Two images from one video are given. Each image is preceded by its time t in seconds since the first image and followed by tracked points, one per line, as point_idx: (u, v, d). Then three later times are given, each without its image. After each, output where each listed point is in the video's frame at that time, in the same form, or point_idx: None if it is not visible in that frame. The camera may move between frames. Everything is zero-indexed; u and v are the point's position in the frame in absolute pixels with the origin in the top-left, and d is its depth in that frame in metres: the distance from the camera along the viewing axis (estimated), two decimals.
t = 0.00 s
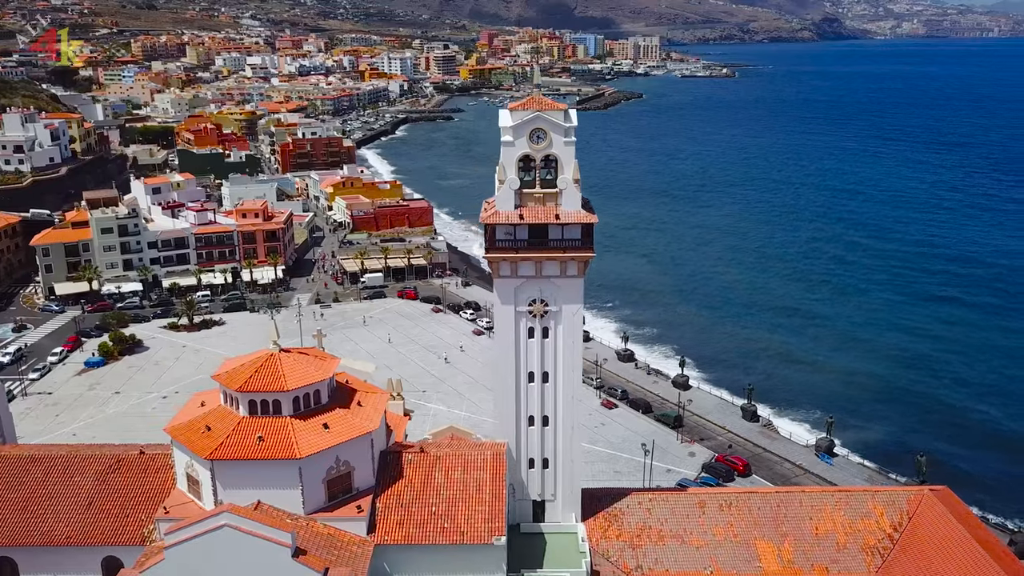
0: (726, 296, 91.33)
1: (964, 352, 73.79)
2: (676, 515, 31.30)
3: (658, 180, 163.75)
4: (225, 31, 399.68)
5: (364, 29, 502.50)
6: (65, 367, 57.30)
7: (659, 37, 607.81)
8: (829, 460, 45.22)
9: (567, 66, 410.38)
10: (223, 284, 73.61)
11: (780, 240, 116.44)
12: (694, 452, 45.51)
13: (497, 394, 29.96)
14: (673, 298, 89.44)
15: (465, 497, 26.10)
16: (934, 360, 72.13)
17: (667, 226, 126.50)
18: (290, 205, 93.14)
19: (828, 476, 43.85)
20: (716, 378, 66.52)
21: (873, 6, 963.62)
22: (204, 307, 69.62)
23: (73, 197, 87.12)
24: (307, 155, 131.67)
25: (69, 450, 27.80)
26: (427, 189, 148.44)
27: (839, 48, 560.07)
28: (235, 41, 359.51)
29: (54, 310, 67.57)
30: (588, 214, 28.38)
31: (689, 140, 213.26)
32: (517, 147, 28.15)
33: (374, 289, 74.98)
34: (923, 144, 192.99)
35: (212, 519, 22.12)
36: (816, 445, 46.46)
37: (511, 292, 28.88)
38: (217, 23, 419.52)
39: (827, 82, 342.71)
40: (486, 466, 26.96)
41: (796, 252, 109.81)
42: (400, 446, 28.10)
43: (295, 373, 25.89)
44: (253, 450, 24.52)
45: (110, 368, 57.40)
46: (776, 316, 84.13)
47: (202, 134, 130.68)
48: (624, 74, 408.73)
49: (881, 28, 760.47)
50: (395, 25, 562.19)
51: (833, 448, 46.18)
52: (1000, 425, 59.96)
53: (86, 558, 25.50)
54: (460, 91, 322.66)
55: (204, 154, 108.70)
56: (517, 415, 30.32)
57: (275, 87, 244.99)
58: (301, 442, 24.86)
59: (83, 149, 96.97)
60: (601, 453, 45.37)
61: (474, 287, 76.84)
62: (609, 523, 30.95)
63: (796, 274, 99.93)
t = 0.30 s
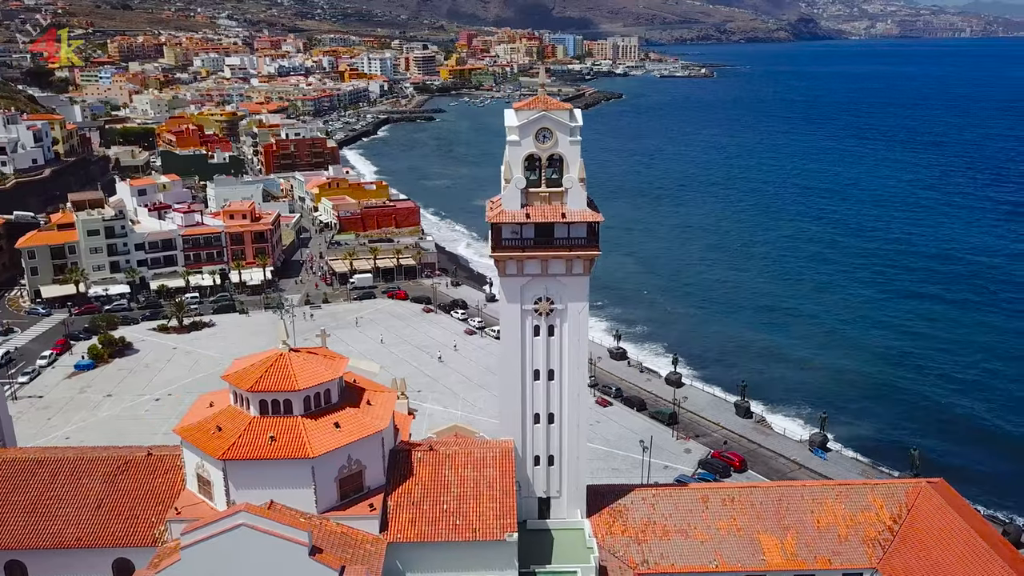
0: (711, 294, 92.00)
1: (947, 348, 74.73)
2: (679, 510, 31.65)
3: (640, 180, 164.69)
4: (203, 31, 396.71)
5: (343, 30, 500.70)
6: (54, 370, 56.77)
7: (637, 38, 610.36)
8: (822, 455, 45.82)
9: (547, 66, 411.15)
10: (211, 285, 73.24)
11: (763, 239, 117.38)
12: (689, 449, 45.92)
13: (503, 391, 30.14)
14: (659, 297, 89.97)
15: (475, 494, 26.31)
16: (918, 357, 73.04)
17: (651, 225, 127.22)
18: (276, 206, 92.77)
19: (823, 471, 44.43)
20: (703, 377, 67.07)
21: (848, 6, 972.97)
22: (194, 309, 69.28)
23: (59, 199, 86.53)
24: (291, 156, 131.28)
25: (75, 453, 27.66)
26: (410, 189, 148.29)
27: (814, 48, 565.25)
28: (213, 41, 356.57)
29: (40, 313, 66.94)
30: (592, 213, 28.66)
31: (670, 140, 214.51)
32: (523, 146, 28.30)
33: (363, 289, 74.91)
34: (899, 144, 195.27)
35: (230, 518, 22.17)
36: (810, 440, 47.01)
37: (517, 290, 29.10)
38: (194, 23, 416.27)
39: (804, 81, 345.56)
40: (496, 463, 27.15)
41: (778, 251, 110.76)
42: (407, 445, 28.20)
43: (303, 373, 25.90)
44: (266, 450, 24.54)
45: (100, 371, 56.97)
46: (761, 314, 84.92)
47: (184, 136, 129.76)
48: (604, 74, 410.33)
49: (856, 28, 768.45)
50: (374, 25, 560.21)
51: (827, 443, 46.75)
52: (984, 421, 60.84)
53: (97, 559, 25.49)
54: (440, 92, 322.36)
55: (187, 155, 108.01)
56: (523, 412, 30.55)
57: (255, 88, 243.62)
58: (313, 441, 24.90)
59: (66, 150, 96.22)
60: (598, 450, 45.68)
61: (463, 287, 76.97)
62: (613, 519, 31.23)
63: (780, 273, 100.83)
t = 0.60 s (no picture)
0: (696, 293, 92.62)
1: (931, 346, 75.56)
2: (682, 504, 31.95)
3: (622, 180, 165.38)
4: (179, 32, 393.22)
5: (320, 30, 498.09)
6: (43, 374, 56.25)
7: (614, 38, 612.11)
8: (815, 450, 46.40)
9: (526, 66, 411.39)
10: (199, 287, 72.88)
11: (745, 238, 118.25)
12: (684, 445, 46.33)
13: (508, 389, 30.37)
14: (645, 297, 90.41)
15: (485, 491, 26.46)
16: (902, 355, 73.85)
17: (634, 224, 127.84)
18: (261, 207, 92.39)
19: (816, 465, 44.99)
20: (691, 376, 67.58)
21: (822, 6, 981.44)
22: (182, 311, 68.92)
23: (42, 201, 85.72)
24: (273, 157, 130.69)
25: (83, 455, 27.60)
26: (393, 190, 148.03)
27: (789, 48, 569.91)
28: (190, 42, 353.71)
29: (26, 316, 66.24)
30: (597, 212, 28.93)
31: (650, 139, 215.56)
32: (528, 146, 28.54)
33: (352, 290, 74.80)
34: (877, 142, 197.22)
35: (246, 517, 22.21)
36: (802, 436, 47.60)
37: (522, 288, 29.34)
38: (169, 24, 412.41)
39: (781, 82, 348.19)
40: (504, 460, 27.30)
41: (760, 250, 111.67)
42: (415, 443, 28.30)
43: (313, 372, 25.97)
44: (278, 450, 24.58)
45: (89, 374, 56.51)
46: (746, 313, 85.64)
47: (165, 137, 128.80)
48: (583, 74, 411.20)
49: (830, 29, 774.91)
50: (350, 26, 557.75)
51: (819, 438, 47.33)
52: (969, 417, 61.64)
53: (106, 561, 25.46)
54: (420, 92, 321.76)
55: (170, 157, 107.33)
56: (527, 409, 30.79)
57: (234, 89, 242.06)
58: (324, 440, 24.98)
59: (48, 152, 95.36)
60: (595, 447, 45.92)
61: (452, 287, 77.07)
62: (617, 514, 31.49)
63: (763, 271, 101.69)
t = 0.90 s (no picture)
0: (679, 292, 93.18)
1: (911, 343, 76.54)
2: (682, 499, 32.23)
3: (602, 179, 165.93)
4: (152, 32, 388.97)
5: (295, 31, 494.91)
6: (29, 379, 55.58)
7: (590, 39, 613.74)
8: (806, 444, 47.04)
9: (502, 66, 411.31)
10: (185, 289, 72.39)
11: (726, 236, 119.13)
12: (678, 442, 46.77)
13: (512, 386, 30.56)
14: (629, 296, 90.87)
15: (493, 488, 26.64)
16: (883, 351, 74.77)
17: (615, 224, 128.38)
18: (245, 208, 91.85)
19: (807, 459, 45.61)
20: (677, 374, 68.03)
21: (793, 7, 989.83)
22: (168, 314, 68.42)
23: (22, 204, 84.95)
24: (254, 158, 129.89)
25: (84, 458, 27.27)
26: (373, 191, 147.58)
27: (763, 48, 574.10)
28: (163, 43, 350.20)
29: (8, 320, 65.45)
30: (599, 210, 29.22)
31: (629, 139, 216.46)
32: (531, 145, 28.76)
33: (339, 291, 74.66)
34: (851, 141, 199.33)
35: (260, 517, 22.25)
36: (793, 430, 48.21)
37: (526, 287, 29.53)
38: (142, 24, 407.89)
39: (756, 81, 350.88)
40: (510, 458, 27.46)
41: (742, 248, 112.56)
42: (420, 441, 28.40)
43: (320, 372, 25.99)
44: (288, 449, 24.59)
45: (76, 378, 55.93)
46: (729, 311, 86.32)
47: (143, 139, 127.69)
48: (560, 75, 411.93)
49: (803, 30, 781.59)
50: (325, 26, 554.66)
51: (810, 433, 47.97)
52: (951, 413, 62.60)
53: (115, 563, 25.39)
54: (397, 92, 320.73)
55: (150, 158, 106.63)
56: (531, 407, 31.01)
57: (210, 89, 240.16)
58: (334, 440, 25.02)
59: (26, 155, 94.72)
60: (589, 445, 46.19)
61: (439, 287, 77.19)
62: (620, 510, 31.76)
63: (744, 269, 102.53)
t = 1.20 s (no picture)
0: (663, 291, 93.78)
1: (892, 340, 77.60)
2: (683, 494, 32.54)
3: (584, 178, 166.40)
4: (126, 32, 384.75)
5: (270, 31, 491.62)
6: (16, 383, 54.96)
7: (566, 40, 615.28)
8: (798, 439, 47.68)
9: (480, 67, 411.28)
10: (171, 291, 71.90)
11: (708, 235, 120.07)
12: (671, 438, 47.24)
13: (516, 384, 30.81)
14: (614, 296, 91.31)
15: (502, 485, 26.83)
16: (866, 349, 75.72)
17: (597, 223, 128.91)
18: (229, 210, 91.24)
19: (799, 454, 46.25)
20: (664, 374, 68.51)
21: (766, 7, 997.54)
22: (155, 316, 67.92)
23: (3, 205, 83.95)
24: (235, 159, 129.11)
25: (90, 460, 27.11)
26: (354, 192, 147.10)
27: (738, 48, 577.85)
28: (137, 43, 346.71)
29: None
30: (602, 208, 29.47)
31: (608, 139, 217.36)
32: (535, 144, 28.95)
33: (327, 292, 74.45)
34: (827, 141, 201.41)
35: (276, 516, 22.33)
36: (784, 426, 48.83)
37: (530, 285, 29.76)
38: (115, 24, 403.60)
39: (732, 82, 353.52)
40: (518, 455, 27.63)
41: (723, 247, 113.47)
42: (427, 440, 28.52)
43: (330, 372, 26.05)
44: (299, 449, 24.63)
45: (64, 381, 55.42)
46: (713, 310, 86.99)
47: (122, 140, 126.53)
48: (537, 75, 412.74)
49: (777, 30, 788.21)
50: (300, 27, 551.43)
51: (801, 428, 48.61)
52: (933, 409, 63.56)
53: (124, 565, 25.29)
54: (374, 93, 319.57)
55: (130, 160, 105.80)
56: (534, 404, 31.29)
57: (186, 90, 238.22)
58: (344, 439, 25.08)
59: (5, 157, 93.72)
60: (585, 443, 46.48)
61: (427, 287, 77.29)
62: (623, 506, 32.06)
63: (726, 268, 103.37)
